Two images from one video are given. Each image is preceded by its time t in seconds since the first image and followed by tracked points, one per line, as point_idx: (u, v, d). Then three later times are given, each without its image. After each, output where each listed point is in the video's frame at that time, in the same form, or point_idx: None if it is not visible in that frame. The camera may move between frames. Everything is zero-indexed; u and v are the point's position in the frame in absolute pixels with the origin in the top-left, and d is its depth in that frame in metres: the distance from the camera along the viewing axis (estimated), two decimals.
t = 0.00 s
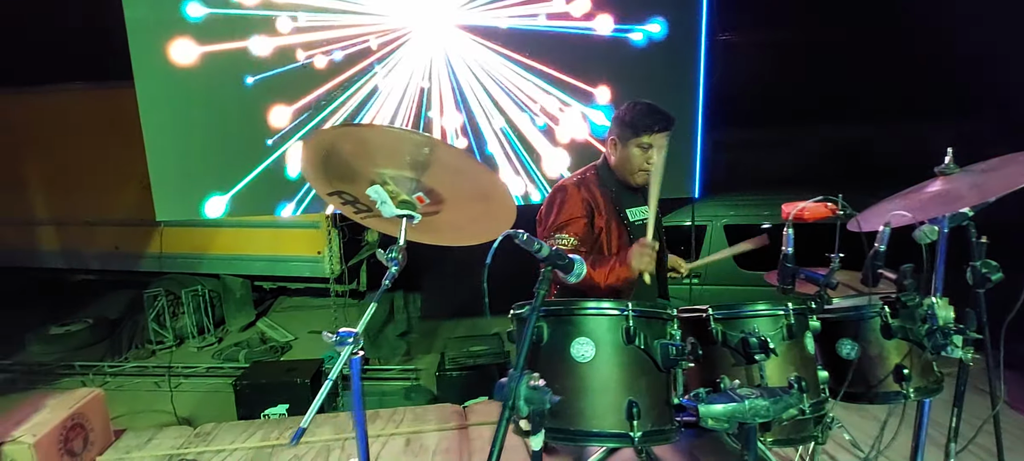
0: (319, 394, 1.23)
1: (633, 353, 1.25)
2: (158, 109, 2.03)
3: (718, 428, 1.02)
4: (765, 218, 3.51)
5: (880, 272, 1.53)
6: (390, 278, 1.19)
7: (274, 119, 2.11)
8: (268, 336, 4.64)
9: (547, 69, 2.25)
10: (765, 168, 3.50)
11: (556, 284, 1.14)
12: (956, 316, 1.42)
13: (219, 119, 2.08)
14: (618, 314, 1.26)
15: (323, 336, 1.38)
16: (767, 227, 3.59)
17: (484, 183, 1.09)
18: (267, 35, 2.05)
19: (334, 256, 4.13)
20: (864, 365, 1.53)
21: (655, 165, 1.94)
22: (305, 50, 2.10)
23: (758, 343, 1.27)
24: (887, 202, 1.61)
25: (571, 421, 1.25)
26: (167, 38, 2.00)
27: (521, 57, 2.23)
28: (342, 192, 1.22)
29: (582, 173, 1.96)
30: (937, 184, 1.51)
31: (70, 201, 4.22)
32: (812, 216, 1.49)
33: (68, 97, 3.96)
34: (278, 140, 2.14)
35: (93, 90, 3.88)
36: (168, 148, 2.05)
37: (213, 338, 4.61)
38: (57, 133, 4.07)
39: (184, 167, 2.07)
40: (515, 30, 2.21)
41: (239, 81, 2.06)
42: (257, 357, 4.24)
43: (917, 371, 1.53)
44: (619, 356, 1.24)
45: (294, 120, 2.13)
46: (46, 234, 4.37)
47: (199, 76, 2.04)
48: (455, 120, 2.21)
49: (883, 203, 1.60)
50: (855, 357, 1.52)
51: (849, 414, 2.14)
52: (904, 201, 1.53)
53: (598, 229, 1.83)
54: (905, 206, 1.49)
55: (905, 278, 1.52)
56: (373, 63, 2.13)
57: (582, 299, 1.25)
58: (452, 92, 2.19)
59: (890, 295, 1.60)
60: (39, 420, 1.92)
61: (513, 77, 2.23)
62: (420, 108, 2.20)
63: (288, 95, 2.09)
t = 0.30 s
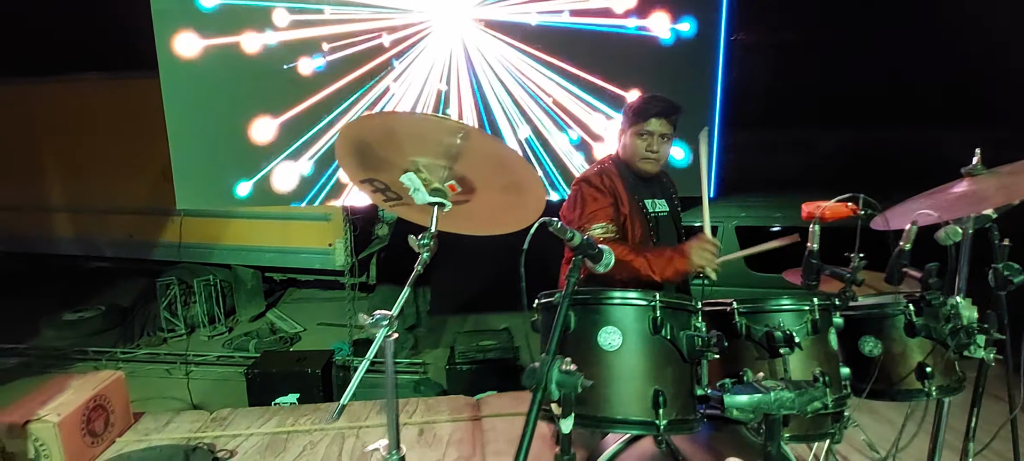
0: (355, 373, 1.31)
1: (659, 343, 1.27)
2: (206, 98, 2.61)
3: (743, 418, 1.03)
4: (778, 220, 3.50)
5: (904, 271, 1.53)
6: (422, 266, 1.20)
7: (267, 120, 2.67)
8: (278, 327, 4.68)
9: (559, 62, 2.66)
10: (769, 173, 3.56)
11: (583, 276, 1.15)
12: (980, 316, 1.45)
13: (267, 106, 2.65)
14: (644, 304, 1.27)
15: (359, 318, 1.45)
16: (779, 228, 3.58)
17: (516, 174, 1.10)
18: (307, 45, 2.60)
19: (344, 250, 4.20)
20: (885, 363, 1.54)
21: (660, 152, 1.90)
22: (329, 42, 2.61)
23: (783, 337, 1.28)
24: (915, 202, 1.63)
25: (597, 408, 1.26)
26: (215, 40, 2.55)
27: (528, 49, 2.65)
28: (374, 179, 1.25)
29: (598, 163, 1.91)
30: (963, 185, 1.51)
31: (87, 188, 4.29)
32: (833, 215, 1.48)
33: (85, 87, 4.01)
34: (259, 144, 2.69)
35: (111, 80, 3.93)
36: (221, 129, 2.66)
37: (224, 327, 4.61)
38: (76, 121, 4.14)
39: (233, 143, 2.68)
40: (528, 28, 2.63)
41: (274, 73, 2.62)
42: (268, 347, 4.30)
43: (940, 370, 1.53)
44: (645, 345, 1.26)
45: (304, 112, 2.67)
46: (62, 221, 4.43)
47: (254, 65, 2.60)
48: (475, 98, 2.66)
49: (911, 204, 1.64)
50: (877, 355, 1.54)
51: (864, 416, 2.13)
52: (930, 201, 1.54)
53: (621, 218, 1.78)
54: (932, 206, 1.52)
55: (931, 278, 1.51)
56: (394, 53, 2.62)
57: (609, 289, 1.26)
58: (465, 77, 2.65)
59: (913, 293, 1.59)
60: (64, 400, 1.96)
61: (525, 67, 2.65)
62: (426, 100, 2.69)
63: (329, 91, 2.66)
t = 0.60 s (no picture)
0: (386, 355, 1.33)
1: (680, 332, 1.30)
2: (224, 86, 2.64)
3: (763, 406, 1.06)
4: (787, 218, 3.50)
5: (925, 265, 1.54)
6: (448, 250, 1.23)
7: (303, 93, 2.68)
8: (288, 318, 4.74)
9: (576, 57, 2.67)
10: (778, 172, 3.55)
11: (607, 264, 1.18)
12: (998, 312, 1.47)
13: (285, 97, 2.67)
14: (665, 293, 1.30)
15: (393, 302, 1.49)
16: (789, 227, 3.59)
17: (546, 164, 1.12)
18: (323, 37, 2.64)
19: (355, 242, 4.31)
20: (902, 357, 1.56)
21: (675, 147, 1.95)
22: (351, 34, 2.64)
23: (802, 329, 1.31)
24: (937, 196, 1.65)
25: (617, 393, 1.28)
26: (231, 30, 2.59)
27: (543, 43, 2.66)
28: (400, 167, 1.28)
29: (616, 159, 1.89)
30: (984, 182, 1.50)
31: (101, 178, 4.34)
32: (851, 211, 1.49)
33: (99, 78, 4.06)
34: (251, 153, 2.70)
35: (126, 70, 3.98)
36: (240, 118, 2.67)
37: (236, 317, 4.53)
38: (91, 111, 4.19)
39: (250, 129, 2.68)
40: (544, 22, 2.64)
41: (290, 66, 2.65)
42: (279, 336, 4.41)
43: (958, 364, 1.54)
44: (666, 333, 1.28)
45: (312, 109, 2.69)
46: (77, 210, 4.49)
47: (275, 55, 2.63)
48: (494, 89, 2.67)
49: (932, 198, 1.65)
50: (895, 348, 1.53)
51: (875, 415, 2.14)
52: (951, 196, 1.55)
53: (643, 212, 1.79)
54: (954, 201, 1.52)
55: (951, 273, 1.48)
56: (412, 45, 2.65)
57: (630, 277, 1.29)
58: (481, 70, 2.66)
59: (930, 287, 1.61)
60: (88, 382, 2.01)
61: (543, 60, 2.66)
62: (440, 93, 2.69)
63: (346, 85, 2.69)
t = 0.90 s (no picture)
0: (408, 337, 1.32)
1: (689, 315, 1.31)
2: (223, 79, 2.58)
3: (770, 387, 1.08)
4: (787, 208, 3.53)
5: (931, 250, 1.57)
6: (459, 239, 1.23)
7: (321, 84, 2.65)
8: (292, 309, 4.80)
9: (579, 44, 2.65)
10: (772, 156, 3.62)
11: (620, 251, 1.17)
12: (1002, 294, 1.41)
13: (287, 91, 2.63)
14: (674, 278, 1.31)
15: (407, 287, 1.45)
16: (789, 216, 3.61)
17: (557, 153, 1.14)
18: (325, 28, 2.59)
19: (358, 234, 4.24)
20: (907, 340, 1.58)
21: (687, 134, 1.92)
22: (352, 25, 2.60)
23: (808, 312, 1.30)
24: (942, 182, 1.65)
25: (625, 376, 1.30)
26: (226, 20, 2.51)
27: (546, 32, 2.64)
28: (413, 156, 1.29)
29: (621, 149, 1.96)
30: (989, 165, 1.53)
31: (106, 172, 4.37)
32: (855, 197, 1.50)
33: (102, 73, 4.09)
34: (240, 154, 2.67)
35: (127, 64, 3.99)
36: (242, 114, 2.62)
37: (240, 309, 4.71)
38: (94, 107, 4.21)
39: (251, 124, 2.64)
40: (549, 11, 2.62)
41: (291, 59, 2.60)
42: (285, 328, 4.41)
43: (963, 346, 1.56)
44: (674, 317, 1.30)
45: (313, 103, 2.67)
46: (81, 204, 4.52)
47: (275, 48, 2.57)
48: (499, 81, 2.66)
49: (937, 183, 1.66)
50: (898, 331, 1.58)
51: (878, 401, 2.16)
52: (956, 181, 1.57)
53: (637, 202, 1.81)
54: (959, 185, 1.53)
55: (956, 256, 1.48)
56: (416, 37, 2.61)
57: (638, 263, 1.31)
58: (485, 60, 2.63)
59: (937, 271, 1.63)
60: (103, 371, 2.05)
61: (547, 51, 2.64)
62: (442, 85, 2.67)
63: (349, 78, 2.66)
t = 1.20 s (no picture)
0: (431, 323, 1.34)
1: (695, 305, 1.35)
2: (229, 75, 2.60)
3: (773, 374, 1.12)
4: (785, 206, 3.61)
5: (928, 244, 1.60)
6: (473, 233, 1.24)
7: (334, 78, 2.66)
8: (294, 303, 4.84)
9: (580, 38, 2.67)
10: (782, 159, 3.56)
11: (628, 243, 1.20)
12: (997, 288, 1.44)
13: (293, 86, 2.65)
14: (681, 270, 1.36)
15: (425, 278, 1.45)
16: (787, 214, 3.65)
17: (569, 148, 1.18)
18: (328, 23, 2.60)
19: (359, 229, 4.27)
20: (905, 331, 1.63)
21: (683, 124, 1.98)
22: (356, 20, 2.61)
23: (810, 303, 1.34)
24: (938, 180, 1.70)
25: (633, 364, 1.34)
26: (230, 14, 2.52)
27: (551, 27, 2.65)
28: (427, 151, 1.32)
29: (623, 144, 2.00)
30: (985, 163, 1.57)
31: (106, 166, 4.38)
32: (855, 194, 1.54)
33: (101, 66, 4.09)
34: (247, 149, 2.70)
35: (127, 58, 4.01)
36: (248, 110, 2.65)
37: (241, 303, 4.74)
38: (96, 101, 4.23)
39: (255, 120, 2.66)
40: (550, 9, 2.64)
41: (297, 56, 2.62)
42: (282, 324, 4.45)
43: (958, 338, 1.60)
44: (681, 307, 1.34)
45: (318, 99, 2.68)
46: (83, 198, 4.54)
47: (280, 43, 2.59)
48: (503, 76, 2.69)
49: (933, 182, 1.71)
50: (896, 323, 1.61)
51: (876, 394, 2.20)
52: (952, 179, 1.61)
53: (644, 193, 1.86)
54: (955, 182, 1.58)
55: (952, 250, 1.51)
56: (419, 33, 2.63)
57: (645, 255, 1.35)
58: (489, 57, 2.67)
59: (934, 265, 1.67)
60: (115, 362, 2.09)
61: (550, 49, 2.67)
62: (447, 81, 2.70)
63: (353, 73, 2.66)
